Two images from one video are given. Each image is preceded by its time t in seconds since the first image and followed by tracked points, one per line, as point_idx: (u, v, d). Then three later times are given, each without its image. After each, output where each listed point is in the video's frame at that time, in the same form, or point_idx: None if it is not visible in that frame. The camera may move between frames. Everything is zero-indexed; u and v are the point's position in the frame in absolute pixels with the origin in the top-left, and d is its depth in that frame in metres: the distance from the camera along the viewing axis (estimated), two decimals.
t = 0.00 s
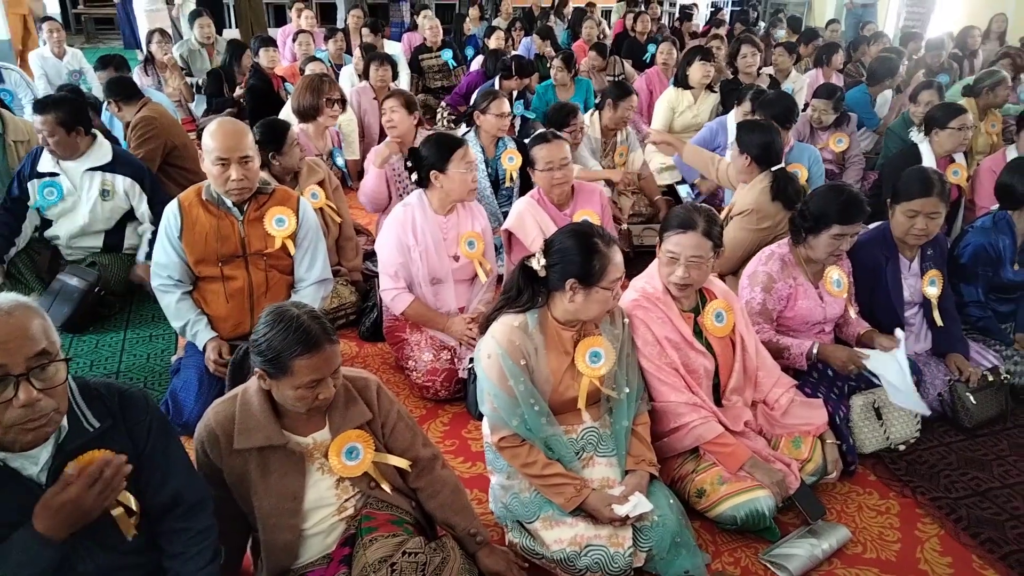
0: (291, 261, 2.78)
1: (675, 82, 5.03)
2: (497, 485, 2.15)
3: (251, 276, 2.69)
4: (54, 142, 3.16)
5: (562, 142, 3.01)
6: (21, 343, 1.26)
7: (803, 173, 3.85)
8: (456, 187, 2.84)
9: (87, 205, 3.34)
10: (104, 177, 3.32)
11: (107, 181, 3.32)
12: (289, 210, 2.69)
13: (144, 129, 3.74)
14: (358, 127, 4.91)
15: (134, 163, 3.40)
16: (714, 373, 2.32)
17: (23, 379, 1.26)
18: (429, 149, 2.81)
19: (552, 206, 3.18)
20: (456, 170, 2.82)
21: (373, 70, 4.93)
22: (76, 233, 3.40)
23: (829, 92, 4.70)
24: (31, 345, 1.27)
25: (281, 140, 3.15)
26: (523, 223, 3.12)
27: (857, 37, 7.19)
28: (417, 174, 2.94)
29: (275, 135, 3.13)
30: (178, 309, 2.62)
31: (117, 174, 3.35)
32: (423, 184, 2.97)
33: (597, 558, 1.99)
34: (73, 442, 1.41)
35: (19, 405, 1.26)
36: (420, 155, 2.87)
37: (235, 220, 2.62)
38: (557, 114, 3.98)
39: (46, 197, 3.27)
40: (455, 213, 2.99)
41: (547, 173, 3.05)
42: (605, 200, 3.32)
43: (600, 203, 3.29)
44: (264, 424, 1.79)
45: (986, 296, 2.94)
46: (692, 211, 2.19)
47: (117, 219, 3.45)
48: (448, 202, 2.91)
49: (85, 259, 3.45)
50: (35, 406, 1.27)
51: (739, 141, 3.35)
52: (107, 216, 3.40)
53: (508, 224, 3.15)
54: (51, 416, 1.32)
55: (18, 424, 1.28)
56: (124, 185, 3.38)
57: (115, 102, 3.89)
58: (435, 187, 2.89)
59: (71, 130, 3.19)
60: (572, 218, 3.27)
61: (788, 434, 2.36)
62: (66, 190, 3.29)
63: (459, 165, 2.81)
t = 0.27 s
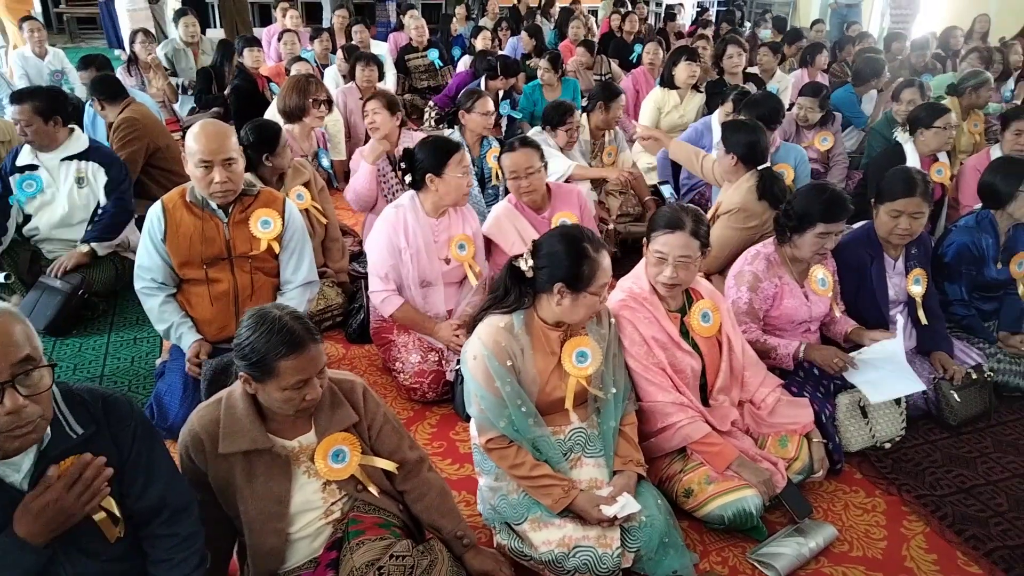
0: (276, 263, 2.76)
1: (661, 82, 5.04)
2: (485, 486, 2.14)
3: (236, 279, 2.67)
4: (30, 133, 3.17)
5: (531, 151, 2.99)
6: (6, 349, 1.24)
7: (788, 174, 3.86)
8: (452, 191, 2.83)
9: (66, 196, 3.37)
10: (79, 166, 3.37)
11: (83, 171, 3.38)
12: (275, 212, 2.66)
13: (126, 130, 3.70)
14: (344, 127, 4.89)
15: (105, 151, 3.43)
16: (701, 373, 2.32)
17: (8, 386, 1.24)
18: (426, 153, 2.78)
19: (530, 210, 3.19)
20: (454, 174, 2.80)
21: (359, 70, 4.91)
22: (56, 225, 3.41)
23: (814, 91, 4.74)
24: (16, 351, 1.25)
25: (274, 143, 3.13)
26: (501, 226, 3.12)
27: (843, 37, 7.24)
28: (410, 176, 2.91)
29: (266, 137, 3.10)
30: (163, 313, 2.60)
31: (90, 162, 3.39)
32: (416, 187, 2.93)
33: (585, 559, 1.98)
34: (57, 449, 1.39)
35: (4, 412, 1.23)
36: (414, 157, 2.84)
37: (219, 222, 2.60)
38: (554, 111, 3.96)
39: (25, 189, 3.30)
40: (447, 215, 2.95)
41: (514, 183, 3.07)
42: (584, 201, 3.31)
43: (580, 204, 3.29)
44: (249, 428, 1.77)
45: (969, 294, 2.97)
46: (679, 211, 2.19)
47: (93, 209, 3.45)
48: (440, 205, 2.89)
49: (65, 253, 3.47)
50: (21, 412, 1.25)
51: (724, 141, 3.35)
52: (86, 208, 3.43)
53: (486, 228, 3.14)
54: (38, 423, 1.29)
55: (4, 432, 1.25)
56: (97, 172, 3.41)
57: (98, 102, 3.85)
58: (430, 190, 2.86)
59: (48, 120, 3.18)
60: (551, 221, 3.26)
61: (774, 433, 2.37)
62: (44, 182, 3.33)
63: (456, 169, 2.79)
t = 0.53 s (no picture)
0: (267, 264, 2.75)
1: (652, 82, 5.05)
2: (476, 487, 2.14)
3: (225, 280, 2.66)
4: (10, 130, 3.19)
5: (511, 159, 2.97)
6: None
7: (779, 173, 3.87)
8: (448, 198, 2.80)
9: (50, 192, 3.36)
10: (60, 161, 3.35)
11: (65, 166, 3.36)
12: (265, 213, 2.65)
13: (113, 129, 3.68)
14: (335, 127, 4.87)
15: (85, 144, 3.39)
16: (691, 374, 2.33)
17: None
18: (422, 158, 2.73)
19: (516, 214, 3.19)
20: (450, 181, 2.76)
21: (350, 70, 4.90)
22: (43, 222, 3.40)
23: (809, 88, 4.77)
24: (6, 351, 1.24)
25: (267, 141, 3.11)
26: (489, 230, 3.15)
27: (833, 37, 7.27)
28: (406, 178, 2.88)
29: (259, 135, 3.08)
30: (152, 313, 2.59)
31: (71, 157, 3.37)
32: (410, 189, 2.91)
33: (576, 559, 1.98)
34: (46, 451, 1.38)
35: None
36: (411, 162, 2.80)
37: (209, 223, 2.58)
38: (553, 109, 4.00)
39: (9, 186, 3.32)
40: (441, 219, 2.95)
41: (499, 190, 3.06)
42: (570, 204, 3.32)
43: (566, 205, 3.29)
44: (239, 430, 1.76)
45: (959, 293, 2.98)
46: (669, 212, 2.19)
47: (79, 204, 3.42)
48: (435, 209, 2.86)
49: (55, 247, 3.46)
50: (12, 413, 1.24)
51: (715, 144, 3.36)
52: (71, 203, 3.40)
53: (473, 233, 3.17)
54: (28, 423, 1.28)
55: None
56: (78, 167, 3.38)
57: (86, 103, 3.83)
58: (425, 196, 2.83)
59: (30, 118, 3.20)
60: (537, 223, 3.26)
61: (764, 433, 2.38)
62: (28, 180, 3.34)
63: (453, 177, 2.76)
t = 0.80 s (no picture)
0: (256, 268, 2.74)
1: (642, 85, 5.06)
2: (465, 491, 2.13)
3: (214, 284, 2.64)
4: None
5: (499, 163, 2.98)
6: None
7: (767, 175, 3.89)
8: (438, 205, 2.78)
9: (33, 196, 3.35)
10: (44, 163, 3.34)
11: (49, 168, 3.35)
12: (254, 216, 2.64)
13: (98, 130, 3.65)
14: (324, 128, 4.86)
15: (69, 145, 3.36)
16: (680, 376, 2.33)
17: None
18: (416, 165, 2.71)
19: (507, 217, 3.18)
20: (443, 190, 2.74)
21: (339, 72, 4.89)
22: (29, 225, 3.38)
23: (800, 88, 4.82)
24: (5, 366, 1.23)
25: (257, 144, 3.10)
26: (480, 233, 3.14)
27: (821, 39, 7.31)
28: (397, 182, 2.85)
29: (250, 138, 3.07)
30: (139, 317, 2.57)
31: (56, 159, 3.35)
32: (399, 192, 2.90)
33: (565, 562, 1.98)
34: (27, 456, 1.37)
35: None
36: (404, 167, 2.77)
37: (197, 227, 2.57)
38: (545, 111, 3.95)
39: None
40: (429, 222, 2.92)
41: (488, 195, 3.06)
42: (560, 206, 3.32)
43: (556, 208, 3.30)
44: (227, 435, 1.75)
45: (945, 295, 3.00)
46: (658, 215, 2.19)
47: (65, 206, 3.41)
48: (425, 214, 2.84)
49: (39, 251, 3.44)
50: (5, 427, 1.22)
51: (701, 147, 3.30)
52: (56, 206, 3.39)
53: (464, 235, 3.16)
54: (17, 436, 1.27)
55: None
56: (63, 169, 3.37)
57: (69, 105, 3.80)
58: (415, 201, 2.81)
59: (13, 118, 3.16)
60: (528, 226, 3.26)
61: (753, 434, 2.39)
62: (12, 185, 3.32)
63: (444, 186, 2.74)
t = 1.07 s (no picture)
0: (246, 273, 2.72)
1: (633, 88, 5.06)
2: (457, 495, 2.13)
3: (204, 289, 2.63)
4: None
5: (493, 166, 2.99)
6: None
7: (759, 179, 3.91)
8: (429, 211, 2.77)
9: (19, 208, 3.31)
10: (29, 174, 3.30)
11: (34, 178, 3.31)
12: (244, 221, 2.62)
13: (85, 134, 3.63)
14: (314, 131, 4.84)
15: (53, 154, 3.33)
16: (671, 379, 2.34)
17: None
18: (410, 172, 2.70)
19: (498, 220, 3.18)
20: (432, 197, 2.74)
21: (330, 75, 4.89)
22: (16, 238, 3.35)
23: (787, 86, 4.86)
24: None
25: (247, 148, 3.08)
26: (471, 236, 3.13)
27: (811, 42, 7.35)
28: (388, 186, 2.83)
29: (240, 141, 3.05)
30: (128, 322, 2.55)
31: (41, 169, 3.31)
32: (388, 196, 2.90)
33: (557, 566, 1.97)
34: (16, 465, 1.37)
35: None
36: (397, 172, 2.76)
37: (187, 232, 2.55)
38: (533, 111, 4.02)
39: None
40: (418, 227, 2.92)
41: (481, 198, 3.06)
42: (553, 209, 3.32)
43: (549, 212, 3.30)
44: (216, 441, 1.74)
45: (934, 297, 3.01)
46: (648, 219, 2.19)
47: (52, 216, 3.37)
48: (414, 219, 2.83)
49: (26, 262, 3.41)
50: None
51: (695, 151, 3.34)
52: (43, 217, 3.36)
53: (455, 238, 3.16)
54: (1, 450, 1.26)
55: None
56: (49, 179, 3.33)
57: (55, 110, 3.78)
58: (405, 207, 2.80)
59: None
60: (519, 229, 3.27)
61: (744, 437, 2.39)
62: None
63: (438, 196, 2.74)
